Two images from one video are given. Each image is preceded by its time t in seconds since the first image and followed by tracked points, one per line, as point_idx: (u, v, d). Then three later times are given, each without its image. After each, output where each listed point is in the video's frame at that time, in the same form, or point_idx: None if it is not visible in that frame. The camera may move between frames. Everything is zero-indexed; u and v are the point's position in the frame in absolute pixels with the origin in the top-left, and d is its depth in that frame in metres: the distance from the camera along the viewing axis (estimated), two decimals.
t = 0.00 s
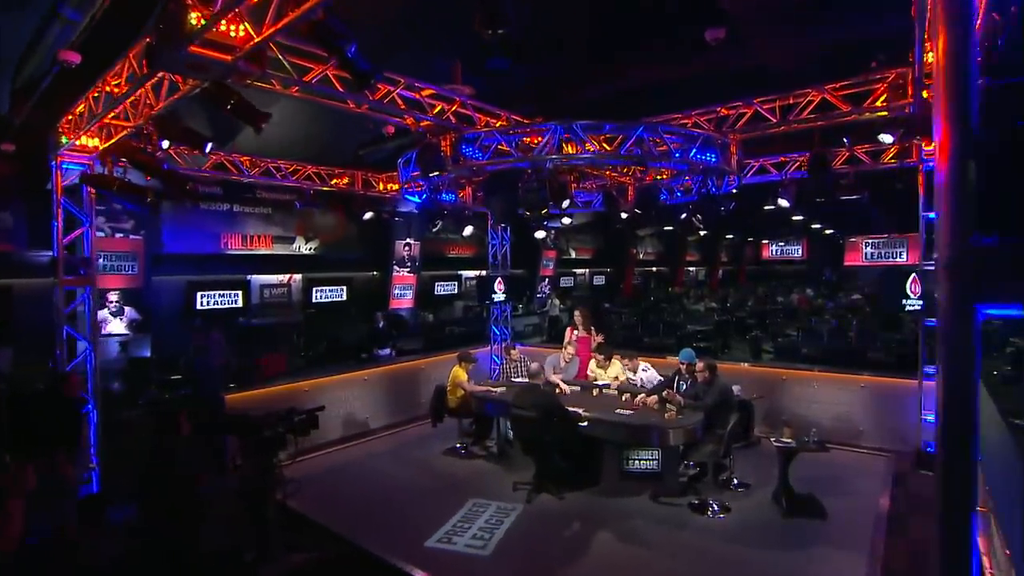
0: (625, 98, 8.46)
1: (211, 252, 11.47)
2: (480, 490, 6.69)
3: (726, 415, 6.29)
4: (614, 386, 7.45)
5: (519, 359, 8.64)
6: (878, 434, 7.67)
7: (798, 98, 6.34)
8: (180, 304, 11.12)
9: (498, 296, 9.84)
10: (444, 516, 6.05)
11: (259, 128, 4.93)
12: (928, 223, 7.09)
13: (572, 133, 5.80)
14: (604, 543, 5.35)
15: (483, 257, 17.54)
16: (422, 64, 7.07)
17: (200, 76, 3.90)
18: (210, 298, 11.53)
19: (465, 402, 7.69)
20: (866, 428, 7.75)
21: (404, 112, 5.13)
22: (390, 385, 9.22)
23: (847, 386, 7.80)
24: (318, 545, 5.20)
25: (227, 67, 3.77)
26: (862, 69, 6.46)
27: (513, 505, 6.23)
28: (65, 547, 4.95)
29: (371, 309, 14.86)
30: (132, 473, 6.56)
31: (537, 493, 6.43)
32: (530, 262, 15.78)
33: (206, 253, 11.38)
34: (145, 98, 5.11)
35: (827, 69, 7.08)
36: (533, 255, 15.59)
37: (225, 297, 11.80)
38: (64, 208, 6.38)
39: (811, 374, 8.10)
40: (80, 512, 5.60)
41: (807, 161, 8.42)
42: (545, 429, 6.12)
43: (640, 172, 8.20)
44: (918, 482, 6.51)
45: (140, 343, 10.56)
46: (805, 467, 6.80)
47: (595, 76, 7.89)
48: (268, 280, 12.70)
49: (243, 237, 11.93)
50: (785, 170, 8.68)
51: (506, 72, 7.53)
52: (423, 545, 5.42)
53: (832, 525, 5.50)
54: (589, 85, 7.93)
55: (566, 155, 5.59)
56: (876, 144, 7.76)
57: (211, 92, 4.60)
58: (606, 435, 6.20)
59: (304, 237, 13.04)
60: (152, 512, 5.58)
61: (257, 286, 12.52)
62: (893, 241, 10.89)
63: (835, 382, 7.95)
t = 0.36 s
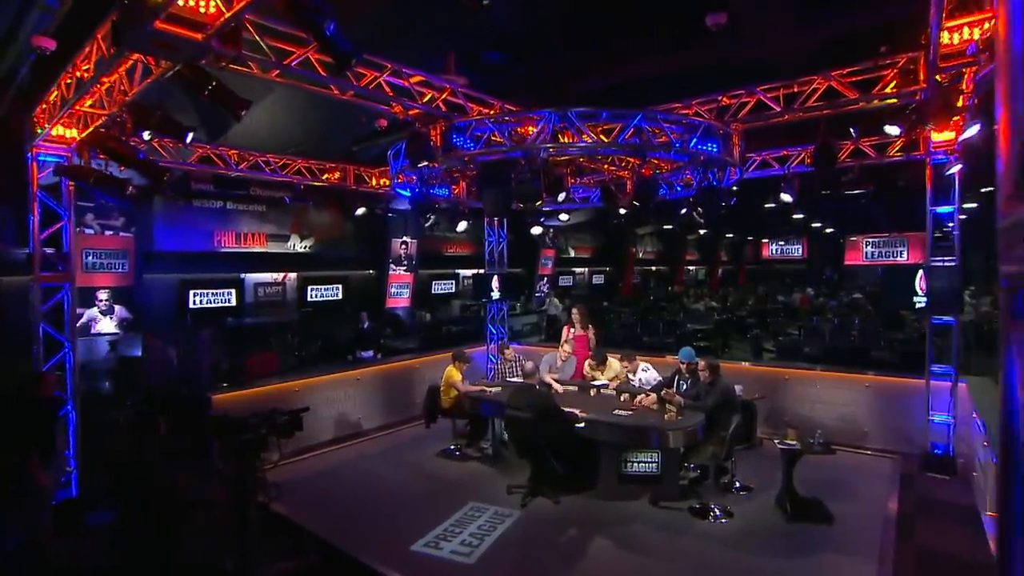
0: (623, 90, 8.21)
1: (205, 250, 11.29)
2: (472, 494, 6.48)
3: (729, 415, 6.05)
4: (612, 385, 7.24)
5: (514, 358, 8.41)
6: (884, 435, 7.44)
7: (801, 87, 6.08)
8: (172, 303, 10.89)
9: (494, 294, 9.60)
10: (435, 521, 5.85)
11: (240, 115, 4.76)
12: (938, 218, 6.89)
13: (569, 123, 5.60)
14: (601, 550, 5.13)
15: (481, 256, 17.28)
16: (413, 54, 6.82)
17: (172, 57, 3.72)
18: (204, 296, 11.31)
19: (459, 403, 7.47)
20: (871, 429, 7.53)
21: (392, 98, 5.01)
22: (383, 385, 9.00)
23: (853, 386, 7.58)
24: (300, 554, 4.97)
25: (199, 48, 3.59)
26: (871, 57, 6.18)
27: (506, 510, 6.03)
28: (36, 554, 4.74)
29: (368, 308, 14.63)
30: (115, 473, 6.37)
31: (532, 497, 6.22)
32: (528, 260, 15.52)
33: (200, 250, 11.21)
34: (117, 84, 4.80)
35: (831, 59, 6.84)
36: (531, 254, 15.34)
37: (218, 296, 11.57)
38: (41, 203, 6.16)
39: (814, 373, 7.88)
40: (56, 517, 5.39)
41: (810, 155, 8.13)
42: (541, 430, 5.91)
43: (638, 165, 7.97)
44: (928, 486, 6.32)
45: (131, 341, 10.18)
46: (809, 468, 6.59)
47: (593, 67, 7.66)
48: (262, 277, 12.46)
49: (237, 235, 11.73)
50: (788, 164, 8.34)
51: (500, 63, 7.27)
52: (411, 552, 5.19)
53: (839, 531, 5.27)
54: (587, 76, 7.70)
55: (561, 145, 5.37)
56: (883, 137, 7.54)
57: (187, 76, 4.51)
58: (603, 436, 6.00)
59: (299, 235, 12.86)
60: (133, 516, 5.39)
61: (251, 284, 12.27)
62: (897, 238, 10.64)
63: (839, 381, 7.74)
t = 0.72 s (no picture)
0: (622, 81, 7.96)
1: (198, 248, 10.86)
2: (465, 498, 6.26)
3: (732, 417, 5.85)
4: (611, 386, 7.02)
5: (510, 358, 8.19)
6: (890, 436, 7.21)
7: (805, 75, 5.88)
8: (164, 302, 10.72)
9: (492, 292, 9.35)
10: (426, 526, 5.64)
11: (218, 102, 4.56)
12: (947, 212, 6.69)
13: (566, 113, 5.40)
14: (598, 557, 4.91)
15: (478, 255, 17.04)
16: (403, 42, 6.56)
17: (139, 35, 3.51)
18: (196, 295, 11.14)
19: (453, 404, 7.27)
20: (877, 430, 7.29)
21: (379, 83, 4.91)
22: (377, 385, 8.76)
23: (858, 386, 7.36)
24: (284, 562, 4.77)
25: (166, 24, 3.44)
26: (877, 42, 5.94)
27: (499, 514, 5.85)
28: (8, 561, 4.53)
29: (364, 307, 14.38)
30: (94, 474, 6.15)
31: (527, 501, 6.03)
32: (526, 259, 15.28)
33: (192, 249, 10.78)
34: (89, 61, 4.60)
35: (839, 47, 6.60)
36: (530, 253, 15.12)
37: (211, 296, 11.40)
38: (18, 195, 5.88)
39: (817, 373, 7.67)
40: (29, 522, 5.16)
41: (815, 148, 7.84)
42: (537, 433, 5.69)
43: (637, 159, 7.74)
44: (936, 488, 6.13)
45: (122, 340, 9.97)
46: (814, 470, 6.39)
47: (591, 57, 7.42)
48: (256, 276, 12.22)
49: (232, 232, 11.34)
50: (791, 158, 8.05)
51: (495, 53, 7.03)
52: (399, 559, 4.98)
53: (847, 538, 5.06)
54: (586, 67, 7.46)
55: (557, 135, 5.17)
56: (890, 130, 7.32)
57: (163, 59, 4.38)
58: (601, 438, 5.79)
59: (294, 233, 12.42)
60: (108, 519, 5.18)
61: (245, 283, 12.05)
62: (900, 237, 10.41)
63: (843, 381, 7.53)
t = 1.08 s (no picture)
0: (621, 73, 7.73)
1: (192, 247, 10.43)
2: (459, 502, 6.04)
3: (735, 418, 5.62)
4: (611, 385, 6.79)
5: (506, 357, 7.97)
6: (898, 438, 6.99)
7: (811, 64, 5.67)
8: (154, 300, 10.28)
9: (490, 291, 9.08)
10: (416, 532, 5.42)
11: (195, 86, 4.37)
12: (956, 206, 6.47)
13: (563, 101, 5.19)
14: (596, 565, 4.70)
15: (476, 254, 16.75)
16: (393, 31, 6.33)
17: (104, 12, 3.31)
18: (189, 294, 10.71)
19: (447, 405, 7.06)
20: (884, 432, 7.08)
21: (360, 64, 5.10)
22: (371, 386, 8.51)
23: (865, 386, 7.13)
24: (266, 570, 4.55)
25: None
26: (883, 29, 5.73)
27: (494, 519, 5.64)
28: None
29: (359, 308, 13.91)
30: (73, 479, 5.94)
31: (523, 506, 5.82)
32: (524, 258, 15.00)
33: (186, 247, 10.35)
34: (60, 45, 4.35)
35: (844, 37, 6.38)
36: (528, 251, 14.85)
37: (203, 294, 10.95)
38: None
39: (823, 373, 7.44)
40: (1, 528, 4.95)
41: (820, 142, 7.52)
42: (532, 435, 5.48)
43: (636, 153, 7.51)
44: (945, 491, 5.92)
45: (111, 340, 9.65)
46: (821, 472, 6.16)
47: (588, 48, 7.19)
48: (250, 275, 11.86)
49: (225, 231, 10.89)
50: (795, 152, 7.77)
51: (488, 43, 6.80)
52: (387, 567, 4.76)
53: (857, 544, 4.85)
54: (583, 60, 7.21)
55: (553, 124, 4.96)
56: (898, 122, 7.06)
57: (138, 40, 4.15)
58: (601, 441, 5.59)
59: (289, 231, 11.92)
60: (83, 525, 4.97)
61: (239, 282, 11.68)
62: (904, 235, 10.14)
63: (850, 381, 7.29)
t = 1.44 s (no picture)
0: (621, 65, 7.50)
1: (184, 244, 10.21)
2: (454, 507, 5.82)
3: (743, 421, 5.31)
4: (612, 386, 6.59)
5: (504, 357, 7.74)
6: (907, 440, 6.74)
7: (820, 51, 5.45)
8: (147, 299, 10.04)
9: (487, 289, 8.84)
10: (409, 538, 5.21)
11: (173, 70, 4.23)
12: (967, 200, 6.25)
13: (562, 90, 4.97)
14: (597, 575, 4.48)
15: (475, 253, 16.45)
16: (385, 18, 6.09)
17: None
18: (183, 292, 10.39)
19: (443, 407, 6.86)
20: (893, 433, 6.82)
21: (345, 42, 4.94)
22: (365, 386, 8.27)
23: (871, 386, 6.90)
24: None
25: None
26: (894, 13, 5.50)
27: (489, 524, 5.44)
28: None
29: (356, 308, 13.62)
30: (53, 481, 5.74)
31: (521, 511, 5.61)
32: (523, 256, 14.70)
33: (178, 244, 10.13)
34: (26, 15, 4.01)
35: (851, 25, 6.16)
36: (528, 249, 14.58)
37: (198, 293, 10.65)
38: None
39: (830, 372, 7.20)
40: None
41: (827, 135, 7.31)
42: (531, 437, 5.29)
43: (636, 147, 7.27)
44: (959, 496, 5.69)
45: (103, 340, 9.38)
46: (831, 475, 5.95)
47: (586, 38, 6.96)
48: (246, 273, 11.47)
49: (220, 228, 10.69)
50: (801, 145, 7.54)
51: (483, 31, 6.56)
52: None
53: (869, 552, 4.62)
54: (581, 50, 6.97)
55: (551, 113, 4.76)
56: (908, 114, 6.82)
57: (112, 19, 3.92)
58: (602, 444, 5.39)
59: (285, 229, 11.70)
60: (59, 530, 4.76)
61: (233, 280, 11.31)
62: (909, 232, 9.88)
63: (857, 381, 7.05)
